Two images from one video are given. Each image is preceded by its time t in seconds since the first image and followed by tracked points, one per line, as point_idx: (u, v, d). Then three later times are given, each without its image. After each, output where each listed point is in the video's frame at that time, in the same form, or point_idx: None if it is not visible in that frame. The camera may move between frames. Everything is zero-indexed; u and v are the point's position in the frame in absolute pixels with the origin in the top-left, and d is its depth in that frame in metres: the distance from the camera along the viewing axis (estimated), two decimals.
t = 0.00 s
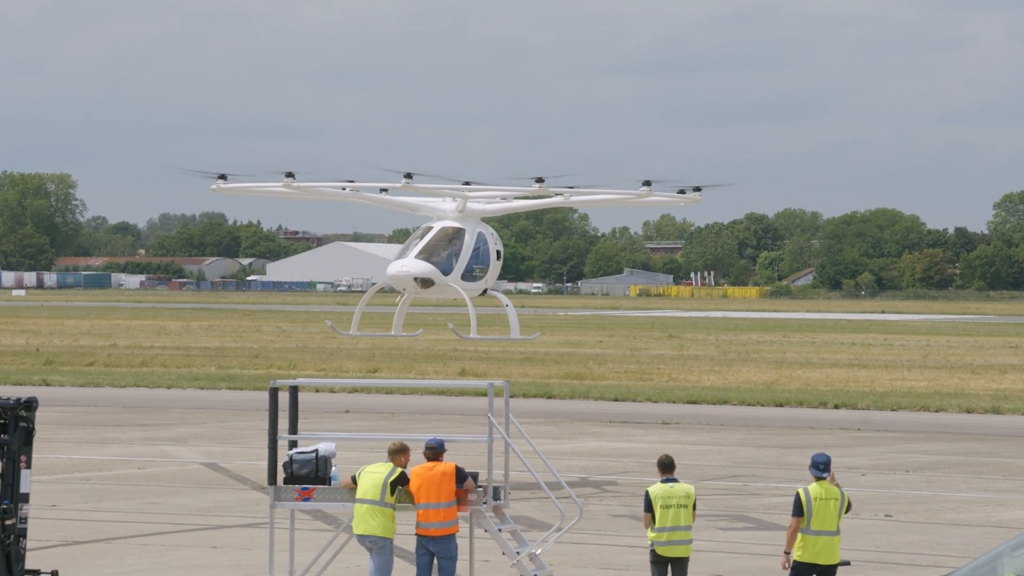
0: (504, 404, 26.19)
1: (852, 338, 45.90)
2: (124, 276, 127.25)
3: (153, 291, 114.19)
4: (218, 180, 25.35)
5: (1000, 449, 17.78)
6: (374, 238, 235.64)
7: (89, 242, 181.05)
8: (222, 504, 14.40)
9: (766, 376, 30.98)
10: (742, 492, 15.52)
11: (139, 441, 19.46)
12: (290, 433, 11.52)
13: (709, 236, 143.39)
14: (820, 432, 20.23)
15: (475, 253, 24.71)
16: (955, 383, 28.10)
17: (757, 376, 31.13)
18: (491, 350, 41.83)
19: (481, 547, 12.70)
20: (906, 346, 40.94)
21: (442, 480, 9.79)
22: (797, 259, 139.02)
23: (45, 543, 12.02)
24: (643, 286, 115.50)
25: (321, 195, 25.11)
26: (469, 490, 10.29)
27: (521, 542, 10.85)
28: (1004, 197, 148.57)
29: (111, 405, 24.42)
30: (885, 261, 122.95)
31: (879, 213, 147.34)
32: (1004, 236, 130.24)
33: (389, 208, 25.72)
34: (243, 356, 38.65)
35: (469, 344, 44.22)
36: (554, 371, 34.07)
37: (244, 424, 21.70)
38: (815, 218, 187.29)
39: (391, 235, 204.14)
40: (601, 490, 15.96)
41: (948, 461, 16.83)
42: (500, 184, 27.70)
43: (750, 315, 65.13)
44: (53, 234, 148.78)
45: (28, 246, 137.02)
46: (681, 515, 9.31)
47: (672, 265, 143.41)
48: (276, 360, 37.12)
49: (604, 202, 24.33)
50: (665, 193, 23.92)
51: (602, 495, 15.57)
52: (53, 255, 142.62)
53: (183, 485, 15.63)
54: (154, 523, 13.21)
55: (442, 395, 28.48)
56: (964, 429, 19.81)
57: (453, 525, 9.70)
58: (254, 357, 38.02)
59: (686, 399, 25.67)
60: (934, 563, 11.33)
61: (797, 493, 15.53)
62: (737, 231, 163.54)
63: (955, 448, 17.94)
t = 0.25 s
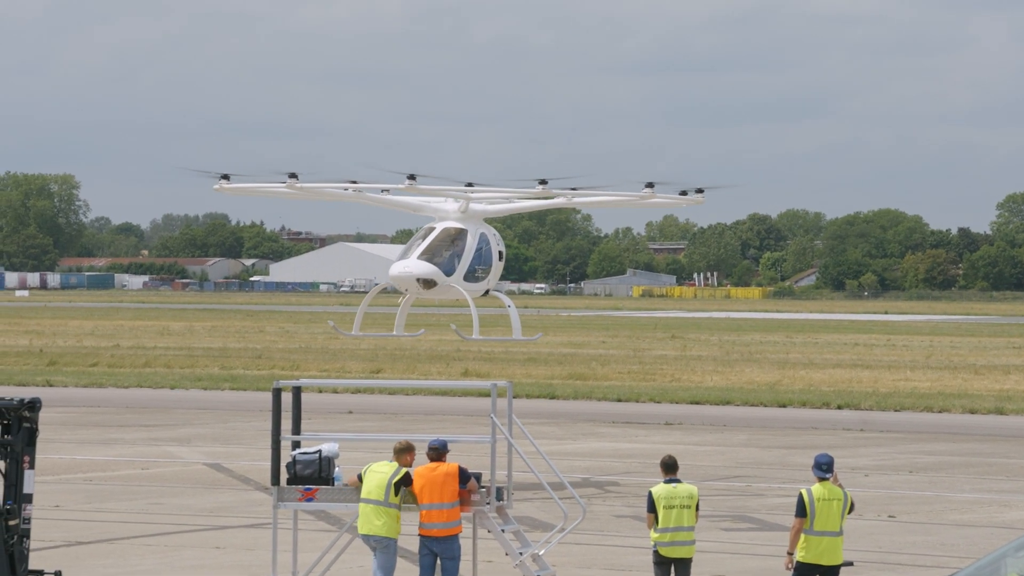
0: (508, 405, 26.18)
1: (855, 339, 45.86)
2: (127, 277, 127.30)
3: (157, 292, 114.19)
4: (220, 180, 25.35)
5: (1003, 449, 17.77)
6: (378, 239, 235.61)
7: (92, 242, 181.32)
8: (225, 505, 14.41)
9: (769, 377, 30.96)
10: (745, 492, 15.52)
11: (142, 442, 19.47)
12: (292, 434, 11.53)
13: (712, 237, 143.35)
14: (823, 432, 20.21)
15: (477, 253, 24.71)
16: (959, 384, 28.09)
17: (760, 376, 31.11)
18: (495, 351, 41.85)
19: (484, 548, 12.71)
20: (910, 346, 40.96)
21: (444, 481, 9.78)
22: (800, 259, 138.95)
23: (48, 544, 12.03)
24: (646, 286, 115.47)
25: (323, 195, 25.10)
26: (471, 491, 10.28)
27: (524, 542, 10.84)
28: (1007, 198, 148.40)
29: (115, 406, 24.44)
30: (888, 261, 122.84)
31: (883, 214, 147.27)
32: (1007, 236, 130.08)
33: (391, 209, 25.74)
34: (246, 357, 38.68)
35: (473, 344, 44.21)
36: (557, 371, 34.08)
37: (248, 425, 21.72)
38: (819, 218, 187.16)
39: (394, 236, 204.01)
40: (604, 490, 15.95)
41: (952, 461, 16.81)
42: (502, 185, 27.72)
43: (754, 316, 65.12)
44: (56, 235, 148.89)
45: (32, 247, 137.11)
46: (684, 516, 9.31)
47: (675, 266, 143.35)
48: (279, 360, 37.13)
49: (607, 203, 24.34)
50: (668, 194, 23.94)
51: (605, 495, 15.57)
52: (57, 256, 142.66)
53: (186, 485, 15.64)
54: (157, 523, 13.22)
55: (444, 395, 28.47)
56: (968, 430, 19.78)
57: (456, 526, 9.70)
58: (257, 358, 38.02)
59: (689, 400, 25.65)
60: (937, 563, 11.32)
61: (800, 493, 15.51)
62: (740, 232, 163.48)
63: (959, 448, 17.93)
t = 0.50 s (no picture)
0: (509, 405, 26.16)
1: (857, 339, 45.98)
2: (130, 277, 127.32)
3: (160, 292, 114.31)
4: (223, 180, 25.37)
5: (1005, 450, 17.76)
6: (380, 239, 235.58)
7: (94, 243, 181.44)
8: (228, 505, 14.40)
9: (772, 377, 30.97)
10: (748, 492, 15.51)
11: (144, 442, 19.47)
12: (295, 434, 11.53)
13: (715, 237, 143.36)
14: (826, 433, 20.19)
15: (480, 254, 24.72)
16: (961, 384, 28.08)
17: (762, 377, 31.11)
18: (497, 351, 41.85)
19: (486, 547, 12.72)
20: (912, 347, 41.01)
21: (447, 481, 9.78)
22: (802, 260, 138.97)
23: (50, 544, 12.03)
24: (649, 287, 115.50)
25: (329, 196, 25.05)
26: (474, 491, 10.26)
27: (526, 543, 10.84)
28: (1011, 198, 148.35)
29: (117, 406, 24.42)
30: (892, 262, 122.79)
31: (886, 214, 147.33)
32: (1010, 236, 130.05)
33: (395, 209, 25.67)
34: (247, 358, 38.63)
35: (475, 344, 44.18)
36: (559, 372, 34.06)
37: (250, 425, 21.73)
38: (821, 219, 187.03)
39: (396, 236, 203.87)
40: (606, 491, 15.93)
41: (955, 461, 16.79)
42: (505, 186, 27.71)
43: (757, 316, 65.23)
44: (58, 235, 148.90)
45: (34, 247, 137.18)
46: (686, 516, 9.30)
47: (677, 266, 143.37)
48: (281, 361, 37.11)
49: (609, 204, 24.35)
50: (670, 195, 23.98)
51: (608, 497, 15.55)
52: (58, 257, 142.70)
53: (189, 486, 15.63)
54: (160, 523, 13.22)
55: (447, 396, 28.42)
56: (970, 430, 19.78)
57: (459, 526, 9.70)
58: (259, 358, 38.00)
59: (691, 400, 25.65)
60: (941, 563, 11.30)
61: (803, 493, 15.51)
62: (743, 232, 163.46)
63: (961, 449, 17.92)
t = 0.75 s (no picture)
0: (511, 406, 26.14)
1: (859, 339, 46.03)
2: (130, 278, 127.33)
3: (161, 292, 114.40)
4: (226, 184, 25.38)
5: (1007, 450, 17.75)
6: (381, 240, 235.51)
7: (94, 243, 181.53)
8: (229, 506, 14.39)
9: (773, 378, 30.97)
10: (750, 493, 15.49)
11: (144, 442, 19.46)
12: (296, 435, 11.51)
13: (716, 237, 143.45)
14: (828, 433, 20.18)
15: (483, 255, 24.74)
16: (963, 384, 28.07)
17: (764, 377, 31.11)
18: (498, 351, 41.83)
19: (488, 549, 12.71)
20: (915, 347, 41.02)
21: (448, 481, 9.76)
22: (804, 260, 139.00)
23: (51, 545, 12.01)
24: (650, 287, 115.52)
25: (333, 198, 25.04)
26: (475, 492, 10.23)
27: (528, 544, 10.82)
28: (1013, 199, 148.34)
29: (118, 407, 24.41)
30: (894, 262, 122.79)
31: (888, 214, 147.38)
32: (1011, 236, 130.15)
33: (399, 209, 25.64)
34: (248, 358, 38.61)
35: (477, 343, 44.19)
36: (561, 372, 34.02)
37: (251, 426, 21.72)
38: (823, 219, 187.01)
39: (397, 236, 203.81)
40: (608, 492, 15.91)
41: (957, 462, 16.78)
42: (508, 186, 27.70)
43: (759, 317, 65.30)
44: (59, 236, 148.89)
45: (36, 247, 137.21)
46: (688, 517, 9.27)
47: (678, 266, 143.42)
48: (282, 362, 37.09)
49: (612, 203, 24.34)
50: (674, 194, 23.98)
51: (609, 497, 15.54)
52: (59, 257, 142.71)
53: (191, 486, 15.61)
54: (161, 524, 13.21)
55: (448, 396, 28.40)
56: (972, 431, 19.77)
57: (460, 527, 9.69)
58: (260, 359, 37.99)
59: (692, 400, 25.64)
60: (943, 564, 11.27)
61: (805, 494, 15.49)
62: (744, 232, 163.49)
63: (964, 449, 17.90)
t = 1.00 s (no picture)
0: (511, 406, 26.09)
1: (860, 339, 46.07)
2: (129, 278, 127.31)
3: (160, 293, 114.44)
4: (227, 187, 25.38)
5: (1009, 450, 17.72)
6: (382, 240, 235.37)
7: (93, 243, 181.65)
8: (229, 507, 14.36)
9: (774, 378, 30.98)
10: (751, 494, 15.47)
11: (143, 443, 19.44)
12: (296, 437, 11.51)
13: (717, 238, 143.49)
14: (829, 434, 20.16)
15: (485, 256, 24.71)
16: (965, 385, 28.05)
17: (765, 377, 31.12)
18: (498, 351, 41.82)
19: (488, 550, 12.68)
20: (916, 347, 41.02)
21: (448, 482, 9.72)
22: (805, 259, 138.99)
23: (50, 546, 11.98)
24: (651, 287, 115.51)
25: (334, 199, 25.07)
26: (476, 493, 10.19)
27: (528, 545, 10.79)
28: (1015, 199, 148.29)
29: (117, 407, 24.37)
30: (896, 262, 122.72)
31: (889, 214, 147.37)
32: (1013, 236, 130.15)
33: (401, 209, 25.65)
34: (247, 359, 38.58)
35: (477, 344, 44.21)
36: (561, 372, 33.99)
37: (250, 427, 21.69)
38: (824, 219, 187.03)
39: (397, 236, 203.74)
40: (609, 493, 15.88)
41: (958, 463, 16.75)
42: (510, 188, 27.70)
43: (760, 317, 65.32)
44: (57, 236, 148.80)
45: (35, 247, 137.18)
46: (689, 518, 9.23)
47: (679, 266, 143.44)
48: (282, 362, 37.07)
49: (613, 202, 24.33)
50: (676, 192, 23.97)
51: (610, 498, 15.51)
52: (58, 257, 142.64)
53: (190, 487, 15.59)
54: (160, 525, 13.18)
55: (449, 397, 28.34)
56: (973, 432, 19.74)
57: (460, 527, 9.65)
58: (259, 359, 37.97)
59: (693, 401, 25.61)
60: (944, 565, 11.24)
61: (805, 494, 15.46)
62: (745, 232, 163.49)
63: (965, 450, 17.87)
